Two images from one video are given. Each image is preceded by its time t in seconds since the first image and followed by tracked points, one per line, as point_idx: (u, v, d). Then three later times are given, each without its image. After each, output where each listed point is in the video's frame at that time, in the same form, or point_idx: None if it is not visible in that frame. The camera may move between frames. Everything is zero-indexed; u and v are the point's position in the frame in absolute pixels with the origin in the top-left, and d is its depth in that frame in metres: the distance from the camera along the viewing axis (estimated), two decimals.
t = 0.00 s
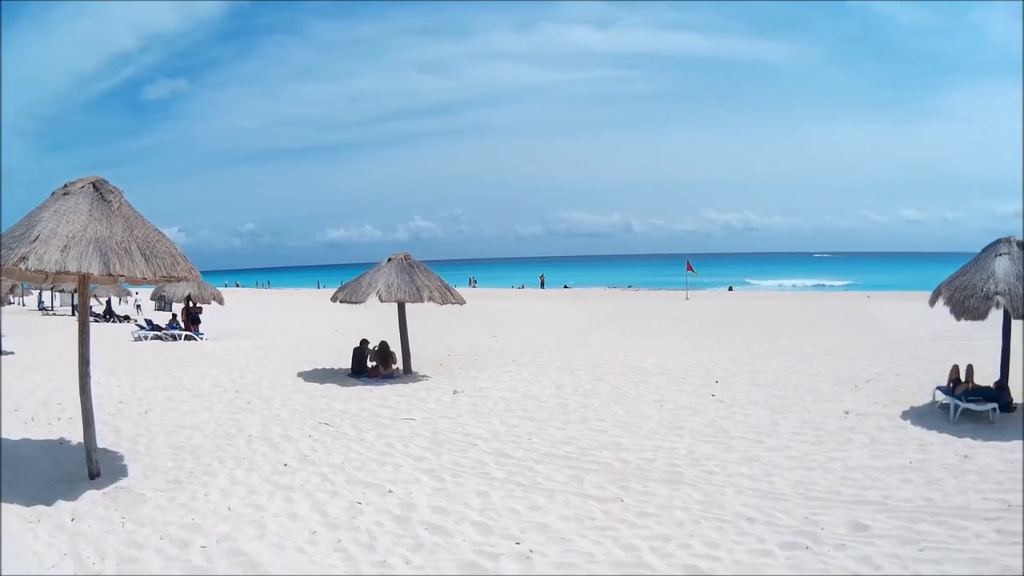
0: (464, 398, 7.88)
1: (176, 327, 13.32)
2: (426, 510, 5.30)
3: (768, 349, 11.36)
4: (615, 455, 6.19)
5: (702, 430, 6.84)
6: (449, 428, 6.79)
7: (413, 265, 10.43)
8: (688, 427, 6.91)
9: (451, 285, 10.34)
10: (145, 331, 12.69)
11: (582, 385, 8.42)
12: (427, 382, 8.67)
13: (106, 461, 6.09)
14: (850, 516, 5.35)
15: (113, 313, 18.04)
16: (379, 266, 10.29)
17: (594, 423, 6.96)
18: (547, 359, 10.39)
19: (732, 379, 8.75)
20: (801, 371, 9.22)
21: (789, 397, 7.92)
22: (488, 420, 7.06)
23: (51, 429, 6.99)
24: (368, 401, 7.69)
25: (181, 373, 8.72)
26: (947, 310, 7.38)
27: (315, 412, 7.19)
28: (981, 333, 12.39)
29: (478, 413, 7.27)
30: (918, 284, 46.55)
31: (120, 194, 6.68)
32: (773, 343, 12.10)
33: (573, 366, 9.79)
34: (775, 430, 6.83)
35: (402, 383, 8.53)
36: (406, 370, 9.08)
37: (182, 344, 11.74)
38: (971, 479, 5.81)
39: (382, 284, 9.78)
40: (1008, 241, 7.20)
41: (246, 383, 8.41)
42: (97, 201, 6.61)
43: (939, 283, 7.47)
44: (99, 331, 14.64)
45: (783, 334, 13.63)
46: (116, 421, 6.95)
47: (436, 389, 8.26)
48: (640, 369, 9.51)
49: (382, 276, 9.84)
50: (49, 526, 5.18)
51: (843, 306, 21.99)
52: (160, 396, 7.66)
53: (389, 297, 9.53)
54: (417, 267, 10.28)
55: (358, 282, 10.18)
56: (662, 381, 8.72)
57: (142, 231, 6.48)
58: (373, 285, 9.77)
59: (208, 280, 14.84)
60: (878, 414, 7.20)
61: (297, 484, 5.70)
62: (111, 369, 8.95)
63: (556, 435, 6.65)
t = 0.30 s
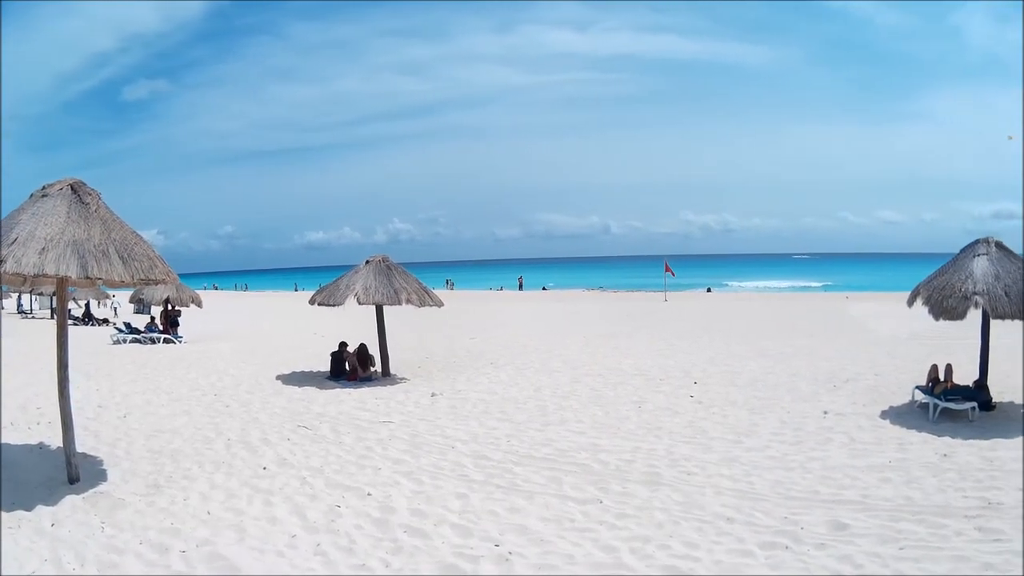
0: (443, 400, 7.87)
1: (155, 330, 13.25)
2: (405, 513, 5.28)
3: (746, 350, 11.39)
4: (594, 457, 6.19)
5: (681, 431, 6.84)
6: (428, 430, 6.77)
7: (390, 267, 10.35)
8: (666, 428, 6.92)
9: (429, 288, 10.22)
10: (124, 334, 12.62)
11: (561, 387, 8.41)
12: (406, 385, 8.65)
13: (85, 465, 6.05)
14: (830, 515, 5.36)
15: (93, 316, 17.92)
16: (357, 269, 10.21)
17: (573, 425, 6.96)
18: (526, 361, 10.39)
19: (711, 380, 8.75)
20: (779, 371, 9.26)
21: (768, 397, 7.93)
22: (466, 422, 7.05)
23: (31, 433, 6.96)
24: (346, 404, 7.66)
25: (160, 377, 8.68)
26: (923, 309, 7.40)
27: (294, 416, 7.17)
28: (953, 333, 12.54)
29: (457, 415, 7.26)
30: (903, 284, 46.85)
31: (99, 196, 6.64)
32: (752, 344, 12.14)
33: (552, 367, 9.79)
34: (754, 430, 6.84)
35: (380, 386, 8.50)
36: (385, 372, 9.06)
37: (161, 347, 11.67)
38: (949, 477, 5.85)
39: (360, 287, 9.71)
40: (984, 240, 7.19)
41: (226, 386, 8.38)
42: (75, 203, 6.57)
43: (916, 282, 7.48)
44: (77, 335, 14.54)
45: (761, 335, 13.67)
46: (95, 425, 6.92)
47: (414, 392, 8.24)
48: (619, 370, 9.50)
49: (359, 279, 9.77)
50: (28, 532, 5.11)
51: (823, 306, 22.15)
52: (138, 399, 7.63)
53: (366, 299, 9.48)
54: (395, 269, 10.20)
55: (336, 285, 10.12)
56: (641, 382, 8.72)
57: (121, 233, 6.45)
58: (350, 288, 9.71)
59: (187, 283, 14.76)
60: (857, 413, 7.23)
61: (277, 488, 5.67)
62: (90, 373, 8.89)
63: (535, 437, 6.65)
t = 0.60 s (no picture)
0: (417, 400, 7.86)
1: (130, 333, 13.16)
2: (380, 514, 5.26)
3: (720, 347, 11.41)
4: (569, 456, 6.19)
5: (655, 429, 6.84)
6: (403, 430, 6.76)
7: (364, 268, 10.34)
8: (641, 426, 6.92)
9: (403, 287, 10.26)
10: (98, 337, 12.53)
11: (536, 386, 8.41)
12: (381, 385, 8.64)
13: (61, 470, 6.00)
14: (806, 511, 5.38)
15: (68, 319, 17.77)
16: (330, 270, 10.20)
17: (548, 424, 6.95)
18: (501, 360, 10.38)
19: (686, 377, 8.76)
20: (754, 368, 9.28)
21: (742, 394, 7.94)
22: (441, 422, 7.04)
23: (5, 438, 6.90)
24: (321, 405, 7.64)
25: (135, 380, 8.63)
26: (897, 307, 7.38)
27: (269, 417, 7.15)
28: (923, 330, 12.69)
29: (432, 415, 7.25)
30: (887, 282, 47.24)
31: (73, 198, 6.59)
32: (726, 341, 12.17)
33: (527, 366, 9.78)
34: (729, 427, 6.85)
35: (355, 387, 8.49)
36: (360, 373, 9.04)
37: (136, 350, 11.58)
38: (925, 472, 5.90)
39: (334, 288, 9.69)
40: (958, 239, 7.19)
41: (201, 388, 8.34)
42: (49, 205, 6.52)
43: (890, 280, 7.47)
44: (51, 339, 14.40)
45: (734, 332, 13.72)
46: (70, 428, 6.88)
47: (389, 392, 8.23)
48: (593, 369, 9.50)
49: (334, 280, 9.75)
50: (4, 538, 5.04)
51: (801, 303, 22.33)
52: (113, 403, 7.60)
53: (340, 300, 9.44)
54: (369, 270, 10.20)
55: (310, 286, 10.08)
56: (616, 381, 8.71)
57: (95, 235, 6.41)
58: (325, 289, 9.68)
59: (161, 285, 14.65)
60: (832, 409, 7.28)
61: (252, 490, 5.64)
62: (65, 377, 8.82)
63: (509, 436, 6.64)
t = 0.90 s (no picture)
0: (390, 402, 7.85)
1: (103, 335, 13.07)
2: (353, 517, 5.25)
3: (692, 347, 11.45)
4: (541, 457, 6.19)
5: (628, 430, 6.85)
6: (375, 433, 6.75)
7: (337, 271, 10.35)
8: (614, 427, 6.93)
9: (376, 289, 10.29)
10: (71, 341, 12.45)
11: (508, 388, 8.40)
12: (355, 388, 8.63)
13: (36, 475, 5.95)
14: (780, 510, 5.40)
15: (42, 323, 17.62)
16: (303, 272, 10.20)
17: (521, 425, 6.95)
18: (474, 362, 10.37)
19: (658, 378, 8.77)
20: (726, 368, 9.32)
21: (715, 394, 7.97)
22: (413, 424, 7.03)
23: None
24: (294, 408, 7.62)
25: (108, 384, 8.59)
26: (870, 305, 7.40)
27: (242, 420, 7.13)
28: (890, 330, 12.88)
29: (405, 417, 7.24)
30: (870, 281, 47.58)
31: (46, 200, 6.56)
32: (700, 341, 12.19)
33: (499, 368, 9.78)
34: (702, 427, 6.87)
35: (329, 389, 8.48)
36: (333, 376, 9.03)
37: (109, 354, 11.50)
38: (899, 470, 5.95)
39: (306, 290, 9.69)
40: (931, 238, 7.21)
41: (174, 391, 8.33)
42: (21, 207, 6.47)
43: (863, 278, 7.48)
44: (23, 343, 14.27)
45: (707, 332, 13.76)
46: (43, 433, 6.85)
47: (361, 395, 8.21)
48: (566, 370, 9.50)
49: (306, 282, 9.76)
50: None
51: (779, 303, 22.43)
52: (87, 407, 7.57)
53: (312, 303, 9.47)
54: (341, 272, 10.21)
55: (282, 288, 10.06)
56: (588, 381, 8.73)
57: (67, 237, 6.38)
58: (297, 291, 9.68)
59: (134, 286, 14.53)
60: (806, 409, 7.34)
61: (226, 494, 5.62)
62: (38, 382, 8.77)
63: (482, 437, 6.63)
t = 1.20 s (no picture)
0: (358, 405, 7.84)
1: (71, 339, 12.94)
2: (322, 520, 5.24)
3: (661, 347, 11.49)
4: (509, 458, 6.19)
5: (597, 430, 6.87)
6: (344, 435, 6.74)
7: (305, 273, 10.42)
8: (582, 427, 6.94)
9: (343, 292, 10.38)
10: (40, 345, 12.33)
11: (477, 389, 8.41)
12: (324, 390, 8.62)
13: (5, 482, 5.86)
14: (749, 508, 5.43)
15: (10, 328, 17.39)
16: (271, 275, 10.26)
17: (489, 427, 6.96)
18: (442, 364, 10.37)
19: (626, 378, 8.79)
20: (694, 367, 9.36)
21: (683, 393, 8.00)
22: (382, 426, 7.02)
23: None
24: (263, 411, 7.61)
25: (77, 390, 8.53)
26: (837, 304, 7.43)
27: (211, 424, 7.12)
28: (855, 329, 13.02)
29: (373, 419, 7.24)
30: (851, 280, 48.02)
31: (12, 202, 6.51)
32: (669, 341, 12.22)
33: (468, 369, 9.78)
34: (670, 426, 6.90)
35: (298, 392, 8.48)
36: (303, 379, 9.03)
37: (78, 359, 11.39)
38: (869, 466, 6.02)
39: (273, 292, 9.74)
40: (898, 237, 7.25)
41: (144, 396, 8.31)
42: None
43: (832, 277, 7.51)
44: None
45: (675, 332, 13.80)
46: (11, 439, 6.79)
47: (330, 397, 8.20)
48: (534, 371, 9.50)
49: (274, 284, 9.81)
50: None
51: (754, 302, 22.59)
52: (56, 412, 7.53)
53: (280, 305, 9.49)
54: (310, 274, 10.29)
55: (250, 290, 10.09)
56: (556, 382, 8.75)
57: (34, 240, 6.35)
58: (264, 293, 9.72)
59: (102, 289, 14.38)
60: (774, 407, 7.43)
61: (196, 499, 5.58)
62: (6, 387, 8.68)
63: (450, 439, 6.64)
